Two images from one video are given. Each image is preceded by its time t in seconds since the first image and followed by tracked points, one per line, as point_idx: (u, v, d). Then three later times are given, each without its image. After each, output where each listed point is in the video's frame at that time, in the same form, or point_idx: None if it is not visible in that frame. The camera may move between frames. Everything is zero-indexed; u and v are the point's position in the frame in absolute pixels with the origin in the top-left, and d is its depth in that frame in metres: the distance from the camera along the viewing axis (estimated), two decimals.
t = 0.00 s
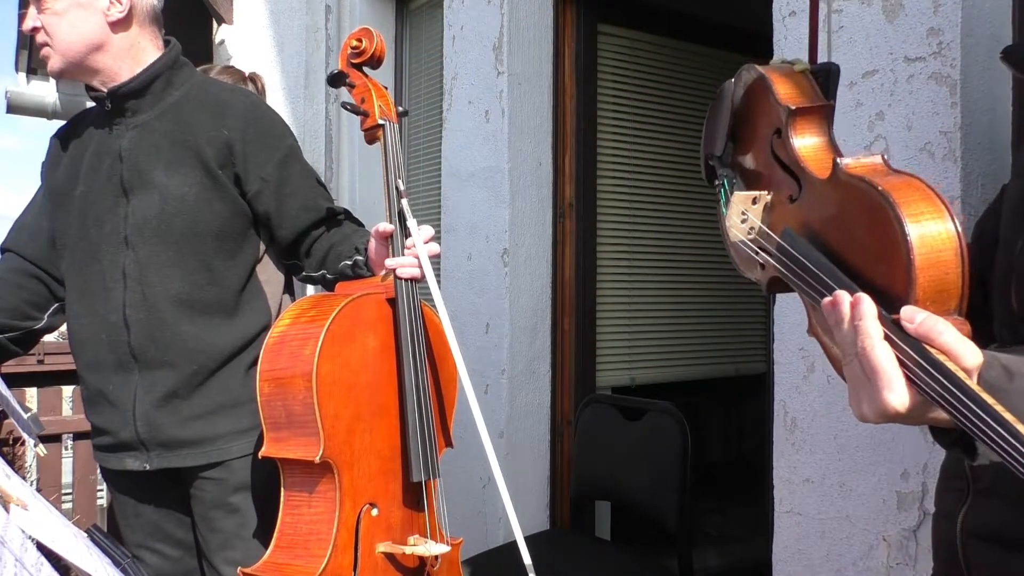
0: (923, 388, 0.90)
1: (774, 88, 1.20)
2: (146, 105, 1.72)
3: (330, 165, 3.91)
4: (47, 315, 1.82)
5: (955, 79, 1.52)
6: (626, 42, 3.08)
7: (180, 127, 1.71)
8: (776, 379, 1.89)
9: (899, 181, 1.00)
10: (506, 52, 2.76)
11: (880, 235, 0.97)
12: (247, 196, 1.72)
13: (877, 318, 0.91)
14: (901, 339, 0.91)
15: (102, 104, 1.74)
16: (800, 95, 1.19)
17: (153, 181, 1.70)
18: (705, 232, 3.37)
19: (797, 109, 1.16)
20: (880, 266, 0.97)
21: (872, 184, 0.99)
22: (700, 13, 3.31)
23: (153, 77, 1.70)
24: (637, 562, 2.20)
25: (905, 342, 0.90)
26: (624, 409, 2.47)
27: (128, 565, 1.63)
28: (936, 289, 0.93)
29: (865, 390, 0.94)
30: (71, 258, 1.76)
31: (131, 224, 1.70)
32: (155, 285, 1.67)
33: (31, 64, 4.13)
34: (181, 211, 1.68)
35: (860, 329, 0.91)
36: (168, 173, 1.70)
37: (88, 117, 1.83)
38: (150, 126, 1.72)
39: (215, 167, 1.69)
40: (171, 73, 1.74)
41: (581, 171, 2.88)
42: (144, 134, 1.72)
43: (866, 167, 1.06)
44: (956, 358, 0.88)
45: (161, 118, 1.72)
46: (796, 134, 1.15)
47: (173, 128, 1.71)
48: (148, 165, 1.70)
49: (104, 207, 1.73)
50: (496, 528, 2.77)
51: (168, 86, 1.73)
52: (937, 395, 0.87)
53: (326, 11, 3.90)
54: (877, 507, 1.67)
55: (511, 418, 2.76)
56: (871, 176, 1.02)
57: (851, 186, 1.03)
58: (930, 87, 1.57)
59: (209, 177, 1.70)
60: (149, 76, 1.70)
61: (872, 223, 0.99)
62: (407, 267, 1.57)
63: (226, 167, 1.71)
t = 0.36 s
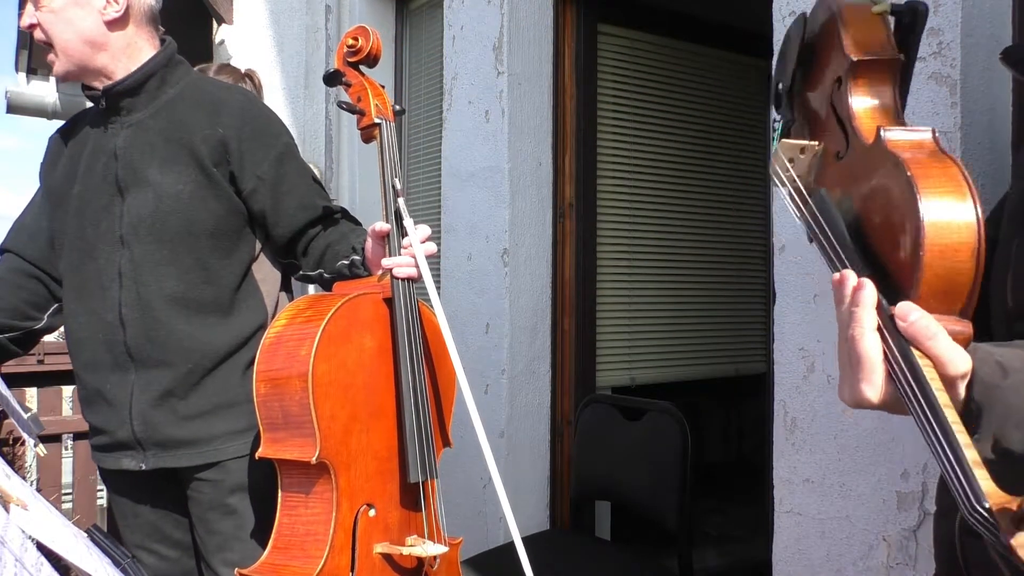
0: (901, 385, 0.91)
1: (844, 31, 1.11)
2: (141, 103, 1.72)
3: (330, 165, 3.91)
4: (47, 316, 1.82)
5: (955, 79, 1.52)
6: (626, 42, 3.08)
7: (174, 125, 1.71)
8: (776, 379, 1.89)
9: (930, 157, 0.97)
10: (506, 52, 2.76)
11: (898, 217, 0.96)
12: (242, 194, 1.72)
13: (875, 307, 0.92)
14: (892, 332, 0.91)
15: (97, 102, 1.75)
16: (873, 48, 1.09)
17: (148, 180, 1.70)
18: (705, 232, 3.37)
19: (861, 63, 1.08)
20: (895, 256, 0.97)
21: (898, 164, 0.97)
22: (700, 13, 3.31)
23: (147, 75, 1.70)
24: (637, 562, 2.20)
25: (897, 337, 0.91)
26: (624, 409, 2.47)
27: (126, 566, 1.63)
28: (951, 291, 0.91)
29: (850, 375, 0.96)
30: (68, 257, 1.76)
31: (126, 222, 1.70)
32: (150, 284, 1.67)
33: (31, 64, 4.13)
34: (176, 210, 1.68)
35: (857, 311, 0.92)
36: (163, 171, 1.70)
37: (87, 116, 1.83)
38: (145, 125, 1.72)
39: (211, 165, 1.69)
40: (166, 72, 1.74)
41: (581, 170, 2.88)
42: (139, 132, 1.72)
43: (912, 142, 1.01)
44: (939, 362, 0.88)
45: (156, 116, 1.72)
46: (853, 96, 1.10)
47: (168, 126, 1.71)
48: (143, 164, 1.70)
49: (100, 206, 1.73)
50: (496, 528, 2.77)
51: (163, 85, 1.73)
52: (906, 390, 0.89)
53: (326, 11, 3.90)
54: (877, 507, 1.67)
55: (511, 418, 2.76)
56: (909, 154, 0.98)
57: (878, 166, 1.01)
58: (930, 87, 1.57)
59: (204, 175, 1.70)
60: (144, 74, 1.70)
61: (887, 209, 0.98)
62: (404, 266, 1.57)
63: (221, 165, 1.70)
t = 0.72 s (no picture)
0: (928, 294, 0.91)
1: None
2: (138, 103, 1.72)
3: (330, 165, 3.91)
4: (46, 316, 1.82)
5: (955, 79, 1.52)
6: (625, 42, 3.08)
7: (170, 126, 1.71)
8: (776, 379, 1.89)
9: None
10: (506, 52, 2.76)
11: None
12: (239, 193, 1.72)
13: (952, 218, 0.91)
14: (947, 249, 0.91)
15: (94, 103, 1.75)
16: None
17: (144, 180, 1.70)
18: (705, 232, 3.37)
19: None
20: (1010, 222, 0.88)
21: None
22: (700, 13, 3.31)
23: (143, 75, 1.71)
24: (636, 563, 2.20)
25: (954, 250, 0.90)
26: (624, 408, 2.47)
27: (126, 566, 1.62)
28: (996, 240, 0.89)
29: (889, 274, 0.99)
30: (64, 258, 1.76)
31: (122, 223, 1.70)
32: (146, 285, 1.67)
33: (31, 65, 4.14)
34: (173, 210, 1.68)
35: (931, 214, 0.92)
36: (160, 171, 1.70)
37: (83, 116, 1.84)
38: (141, 125, 1.72)
39: (207, 165, 1.69)
40: (162, 72, 1.74)
41: (581, 170, 2.88)
42: (135, 133, 1.72)
43: None
44: (978, 292, 0.88)
45: (153, 116, 1.72)
46: None
47: (164, 126, 1.71)
48: (139, 164, 1.70)
49: (96, 206, 1.73)
50: (496, 528, 2.77)
51: (160, 85, 1.74)
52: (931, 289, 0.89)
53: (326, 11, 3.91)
54: (878, 507, 1.66)
55: (511, 418, 2.76)
56: None
57: None
58: (930, 87, 1.57)
59: (200, 175, 1.70)
60: (140, 75, 1.70)
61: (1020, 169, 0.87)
62: (398, 266, 1.57)
63: (218, 165, 1.71)
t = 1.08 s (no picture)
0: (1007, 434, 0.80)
1: None
2: (141, 100, 1.73)
3: (330, 164, 3.91)
4: (46, 315, 1.82)
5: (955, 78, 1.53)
6: (625, 42, 3.08)
7: (171, 123, 1.71)
8: (776, 379, 1.89)
9: None
10: (506, 52, 2.76)
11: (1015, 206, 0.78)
12: (239, 191, 1.72)
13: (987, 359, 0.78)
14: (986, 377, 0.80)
15: (97, 99, 1.75)
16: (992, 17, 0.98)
17: (144, 177, 1.70)
18: (705, 232, 3.38)
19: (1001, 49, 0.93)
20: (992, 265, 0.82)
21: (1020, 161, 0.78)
22: (700, 12, 3.31)
23: (146, 73, 1.71)
24: (637, 563, 2.20)
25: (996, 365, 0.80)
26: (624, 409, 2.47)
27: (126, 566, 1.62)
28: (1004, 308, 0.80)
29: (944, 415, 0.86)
30: (63, 256, 1.76)
31: (123, 219, 1.69)
32: (145, 284, 1.67)
33: (31, 64, 4.14)
34: (172, 207, 1.68)
35: (965, 361, 0.79)
36: (161, 167, 1.70)
37: (86, 114, 1.84)
38: (143, 122, 1.72)
39: (209, 162, 1.69)
40: (166, 70, 1.75)
41: (580, 170, 2.88)
42: (137, 130, 1.72)
43: None
44: None
45: (155, 113, 1.72)
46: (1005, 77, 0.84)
47: (166, 122, 1.71)
48: (140, 160, 1.70)
49: (96, 203, 1.73)
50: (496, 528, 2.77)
51: (162, 83, 1.74)
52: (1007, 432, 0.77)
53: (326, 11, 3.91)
54: (877, 507, 1.67)
55: (511, 418, 2.76)
56: None
57: (950, 146, 0.87)
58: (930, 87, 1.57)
59: (202, 173, 1.70)
60: (144, 72, 1.71)
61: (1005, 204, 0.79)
62: (391, 265, 1.57)
63: (220, 162, 1.71)
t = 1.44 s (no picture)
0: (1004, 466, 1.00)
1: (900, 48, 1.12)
2: (140, 101, 1.73)
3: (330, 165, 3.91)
4: (46, 315, 1.82)
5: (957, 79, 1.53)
6: (625, 42, 3.08)
7: (171, 122, 1.71)
8: (776, 379, 1.89)
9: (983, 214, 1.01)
10: (506, 52, 2.76)
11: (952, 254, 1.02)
12: (239, 191, 1.72)
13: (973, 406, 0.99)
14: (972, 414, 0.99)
15: (97, 101, 1.75)
16: (915, 70, 1.11)
17: (144, 177, 1.70)
18: (705, 232, 3.37)
19: (921, 113, 1.09)
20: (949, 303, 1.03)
21: (940, 213, 1.04)
22: (700, 12, 3.31)
23: (146, 73, 1.71)
24: (636, 563, 2.20)
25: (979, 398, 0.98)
26: (624, 409, 2.47)
27: (128, 566, 1.62)
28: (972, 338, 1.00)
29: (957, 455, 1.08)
30: (63, 256, 1.76)
31: (122, 219, 1.70)
32: (144, 284, 1.67)
33: (31, 64, 4.14)
34: (172, 206, 1.68)
35: (957, 409, 1.00)
36: (160, 167, 1.70)
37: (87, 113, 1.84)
38: (143, 122, 1.72)
39: (208, 162, 1.69)
40: (166, 69, 1.75)
41: (580, 170, 2.88)
42: (138, 130, 1.72)
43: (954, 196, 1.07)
44: None
45: (155, 113, 1.72)
46: (916, 146, 1.11)
47: (166, 123, 1.71)
48: (140, 160, 1.71)
49: (96, 203, 1.73)
50: (496, 528, 2.77)
51: (162, 83, 1.74)
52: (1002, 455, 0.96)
53: (325, 11, 3.91)
54: (877, 507, 1.67)
55: (511, 418, 2.76)
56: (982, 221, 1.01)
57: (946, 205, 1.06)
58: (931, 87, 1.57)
59: (201, 173, 1.70)
60: (144, 71, 1.71)
61: (947, 251, 1.03)
62: (390, 265, 1.57)
63: (219, 161, 1.71)
